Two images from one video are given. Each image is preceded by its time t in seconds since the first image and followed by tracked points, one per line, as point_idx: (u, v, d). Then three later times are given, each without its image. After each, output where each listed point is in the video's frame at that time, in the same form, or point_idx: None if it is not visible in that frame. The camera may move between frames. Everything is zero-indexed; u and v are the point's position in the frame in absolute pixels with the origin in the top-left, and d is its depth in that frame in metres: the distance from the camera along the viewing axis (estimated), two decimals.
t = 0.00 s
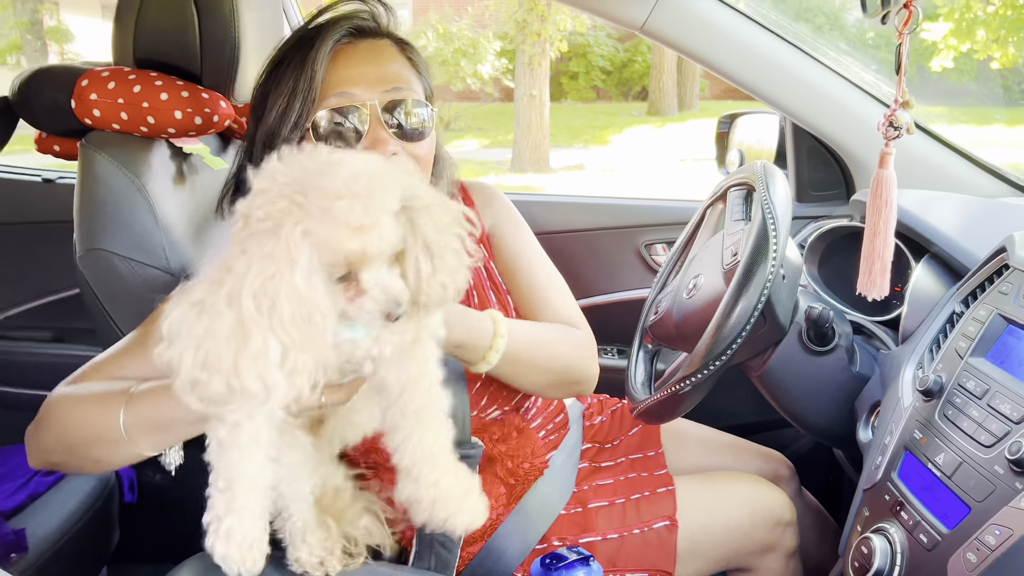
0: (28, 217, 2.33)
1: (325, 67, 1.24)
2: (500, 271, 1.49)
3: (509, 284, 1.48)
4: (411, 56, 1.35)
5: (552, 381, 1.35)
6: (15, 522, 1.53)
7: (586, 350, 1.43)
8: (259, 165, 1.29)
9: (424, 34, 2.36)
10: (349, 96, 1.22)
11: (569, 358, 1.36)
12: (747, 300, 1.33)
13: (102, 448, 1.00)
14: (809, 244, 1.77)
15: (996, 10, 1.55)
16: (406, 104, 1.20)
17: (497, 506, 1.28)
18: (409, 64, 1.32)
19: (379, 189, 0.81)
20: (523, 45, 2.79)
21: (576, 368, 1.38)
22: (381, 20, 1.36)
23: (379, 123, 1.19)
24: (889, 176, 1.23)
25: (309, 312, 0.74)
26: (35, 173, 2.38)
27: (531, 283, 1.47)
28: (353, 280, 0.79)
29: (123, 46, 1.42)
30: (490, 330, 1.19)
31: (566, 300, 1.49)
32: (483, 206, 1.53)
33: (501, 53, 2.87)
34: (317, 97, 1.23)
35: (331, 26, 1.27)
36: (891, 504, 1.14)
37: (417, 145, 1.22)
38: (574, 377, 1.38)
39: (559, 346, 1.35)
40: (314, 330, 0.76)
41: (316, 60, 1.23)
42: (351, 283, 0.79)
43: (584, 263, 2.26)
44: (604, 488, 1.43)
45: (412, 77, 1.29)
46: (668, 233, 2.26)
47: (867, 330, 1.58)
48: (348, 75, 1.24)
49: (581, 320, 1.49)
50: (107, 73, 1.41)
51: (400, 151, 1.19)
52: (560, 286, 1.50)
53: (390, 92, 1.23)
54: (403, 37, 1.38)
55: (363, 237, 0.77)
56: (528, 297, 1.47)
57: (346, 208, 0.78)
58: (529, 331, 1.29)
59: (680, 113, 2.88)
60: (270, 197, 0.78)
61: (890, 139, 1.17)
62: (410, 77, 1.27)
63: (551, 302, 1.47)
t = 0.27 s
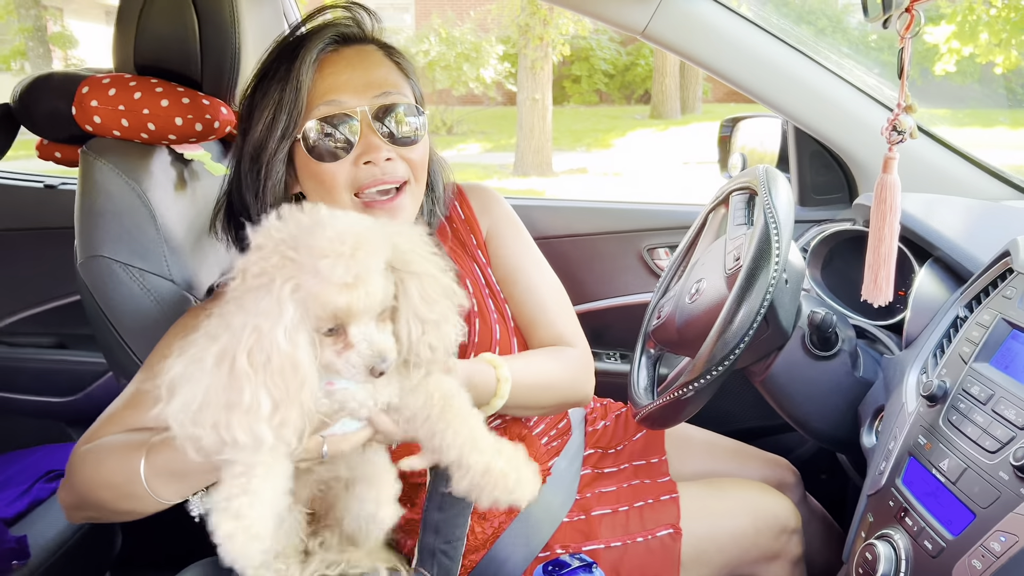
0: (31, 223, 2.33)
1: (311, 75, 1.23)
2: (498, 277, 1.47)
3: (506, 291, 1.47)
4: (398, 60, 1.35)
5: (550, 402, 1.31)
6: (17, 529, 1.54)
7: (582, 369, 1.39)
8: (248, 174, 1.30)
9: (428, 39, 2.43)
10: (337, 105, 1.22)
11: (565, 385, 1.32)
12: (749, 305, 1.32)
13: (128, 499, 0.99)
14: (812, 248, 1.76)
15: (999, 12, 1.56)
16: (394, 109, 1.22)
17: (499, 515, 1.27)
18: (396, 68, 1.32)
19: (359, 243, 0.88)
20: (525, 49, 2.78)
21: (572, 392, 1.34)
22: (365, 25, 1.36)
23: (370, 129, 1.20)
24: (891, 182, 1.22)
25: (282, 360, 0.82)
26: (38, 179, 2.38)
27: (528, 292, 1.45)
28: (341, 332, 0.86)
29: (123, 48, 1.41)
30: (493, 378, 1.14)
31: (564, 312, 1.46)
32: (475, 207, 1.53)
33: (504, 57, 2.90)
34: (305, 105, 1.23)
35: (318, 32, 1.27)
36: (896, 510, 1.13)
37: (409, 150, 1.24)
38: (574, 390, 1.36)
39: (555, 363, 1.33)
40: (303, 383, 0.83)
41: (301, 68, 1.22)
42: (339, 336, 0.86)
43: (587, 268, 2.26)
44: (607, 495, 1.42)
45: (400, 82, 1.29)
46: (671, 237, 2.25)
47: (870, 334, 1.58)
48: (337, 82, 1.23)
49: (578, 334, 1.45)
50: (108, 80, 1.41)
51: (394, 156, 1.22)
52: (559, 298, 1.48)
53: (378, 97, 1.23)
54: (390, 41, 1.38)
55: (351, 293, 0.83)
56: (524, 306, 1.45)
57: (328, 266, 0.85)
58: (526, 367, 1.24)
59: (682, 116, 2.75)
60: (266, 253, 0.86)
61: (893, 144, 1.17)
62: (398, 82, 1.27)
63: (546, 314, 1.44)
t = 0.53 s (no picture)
0: (40, 228, 2.35)
1: (326, 85, 1.23)
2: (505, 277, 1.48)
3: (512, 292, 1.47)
4: (413, 68, 1.35)
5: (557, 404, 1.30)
6: (27, 532, 1.54)
7: (587, 370, 1.37)
8: (259, 180, 1.30)
9: (433, 42, 2.45)
10: (351, 116, 1.22)
11: (571, 385, 1.31)
12: (759, 304, 1.32)
13: (149, 503, 0.99)
14: (820, 248, 1.76)
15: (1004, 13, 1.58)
16: (409, 119, 1.21)
17: (509, 515, 1.29)
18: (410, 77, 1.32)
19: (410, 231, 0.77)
20: (530, 52, 2.77)
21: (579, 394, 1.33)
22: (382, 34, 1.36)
23: (382, 140, 1.20)
24: (902, 180, 1.22)
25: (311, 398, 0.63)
26: (47, 184, 2.40)
27: (535, 292, 1.46)
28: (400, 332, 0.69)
29: (134, 55, 1.42)
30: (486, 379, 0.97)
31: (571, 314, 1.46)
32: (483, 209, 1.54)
33: (508, 61, 2.96)
34: (319, 114, 1.23)
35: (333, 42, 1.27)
36: (908, 509, 1.13)
37: (420, 160, 1.23)
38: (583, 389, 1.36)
39: (566, 364, 1.33)
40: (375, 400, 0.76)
41: (316, 78, 1.23)
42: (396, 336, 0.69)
43: (593, 270, 2.26)
44: (617, 495, 1.42)
45: (414, 92, 1.29)
46: (678, 238, 2.25)
47: (879, 334, 1.57)
48: (350, 92, 1.23)
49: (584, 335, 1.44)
50: (117, 83, 1.41)
51: (405, 169, 1.21)
52: (564, 299, 1.48)
53: (393, 109, 1.22)
54: (405, 48, 1.38)
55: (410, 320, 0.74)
56: (531, 307, 1.45)
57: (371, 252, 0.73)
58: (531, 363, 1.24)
59: (688, 117, 2.83)
60: (322, 259, 0.68)
61: (903, 142, 1.16)
62: (413, 92, 1.27)
63: (553, 315, 1.44)
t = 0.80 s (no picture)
0: (49, 234, 2.35)
1: (331, 84, 1.23)
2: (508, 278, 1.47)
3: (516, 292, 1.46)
4: (417, 69, 1.35)
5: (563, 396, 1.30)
6: (39, 536, 1.55)
7: (592, 370, 1.37)
8: (265, 179, 1.32)
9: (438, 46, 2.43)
10: (356, 115, 1.21)
11: (575, 384, 1.31)
12: (770, 302, 1.32)
13: (158, 505, 0.98)
14: (830, 246, 1.75)
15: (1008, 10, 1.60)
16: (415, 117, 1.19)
17: (520, 516, 1.27)
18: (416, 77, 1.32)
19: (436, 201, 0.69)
20: (535, 55, 2.77)
21: (583, 391, 1.34)
22: (388, 35, 1.36)
23: (387, 139, 1.18)
24: (913, 176, 1.21)
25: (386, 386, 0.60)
26: (56, 189, 2.41)
27: (540, 291, 1.45)
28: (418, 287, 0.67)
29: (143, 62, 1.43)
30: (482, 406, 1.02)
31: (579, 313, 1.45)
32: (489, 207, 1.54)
33: (513, 63, 2.95)
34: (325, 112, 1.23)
35: (339, 42, 1.27)
36: (922, 507, 1.12)
37: (425, 160, 1.21)
38: (592, 390, 1.36)
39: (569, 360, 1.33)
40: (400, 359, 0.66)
41: (321, 77, 1.23)
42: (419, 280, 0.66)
43: (601, 271, 2.26)
44: (629, 495, 1.41)
45: (419, 92, 1.28)
46: (686, 238, 2.24)
47: (891, 332, 1.57)
48: (356, 92, 1.23)
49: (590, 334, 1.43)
50: (127, 87, 1.41)
51: (410, 168, 1.19)
52: (569, 296, 1.47)
53: (398, 108, 1.21)
54: (410, 49, 1.38)
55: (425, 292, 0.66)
56: (536, 306, 1.44)
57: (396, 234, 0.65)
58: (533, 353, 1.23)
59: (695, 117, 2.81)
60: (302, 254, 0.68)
61: (914, 138, 1.16)
62: (418, 92, 1.26)
63: (558, 314, 1.43)
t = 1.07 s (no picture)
0: (55, 243, 2.37)
1: (349, 95, 1.25)
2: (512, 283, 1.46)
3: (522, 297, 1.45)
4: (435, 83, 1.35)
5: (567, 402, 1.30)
6: (47, 545, 1.56)
7: (594, 377, 1.37)
8: (280, 187, 1.33)
9: (442, 50, 2.44)
10: (370, 128, 1.21)
11: (578, 390, 1.31)
12: (773, 306, 1.32)
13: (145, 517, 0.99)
14: (834, 248, 1.75)
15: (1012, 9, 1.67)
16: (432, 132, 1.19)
17: (526, 522, 1.27)
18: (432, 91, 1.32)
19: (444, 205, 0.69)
20: (539, 57, 2.84)
21: (587, 396, 1.34)
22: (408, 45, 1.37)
23: (401, 153, 1.18)
24: (915, 178, 1.21)
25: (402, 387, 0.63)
26: (62, 198, 2.42)
27: (545, 296, 1.44)
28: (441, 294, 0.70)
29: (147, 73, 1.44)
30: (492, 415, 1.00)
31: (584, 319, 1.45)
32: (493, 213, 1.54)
33: (517, 67, 2.95)
34: (338, 124, 1.24)
35: (358, 53, 1.28)
36: (928, 510, 1.12)
37: (438, 175, 1.20)
38: (596, 395, 1.36)
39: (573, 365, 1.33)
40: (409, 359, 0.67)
41: (339, 88, 1.24)
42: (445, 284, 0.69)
43: (605, 275, 2.26)
44: (635, 501, 1.41)
45: (435, 106, 1.27)
46: (690, 241, 2.25)
47: (895, 334, 1.56)
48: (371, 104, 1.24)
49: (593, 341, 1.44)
50: (131, 99, 1.42)
51: (422, 183, 1.18)
52: (574, 302, 1.46)
53: (414, 122, 1.21)
54: (429, 62, 1.38)
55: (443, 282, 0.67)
56: (540, 312, 1.44)
57: (412, 207, 0.64)
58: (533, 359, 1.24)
59: (699, 120, 2.82)
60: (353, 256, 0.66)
61: (915, 141, 1.16)
62: (433, 104, 1.26)
63: (563, 320, 1.43)
